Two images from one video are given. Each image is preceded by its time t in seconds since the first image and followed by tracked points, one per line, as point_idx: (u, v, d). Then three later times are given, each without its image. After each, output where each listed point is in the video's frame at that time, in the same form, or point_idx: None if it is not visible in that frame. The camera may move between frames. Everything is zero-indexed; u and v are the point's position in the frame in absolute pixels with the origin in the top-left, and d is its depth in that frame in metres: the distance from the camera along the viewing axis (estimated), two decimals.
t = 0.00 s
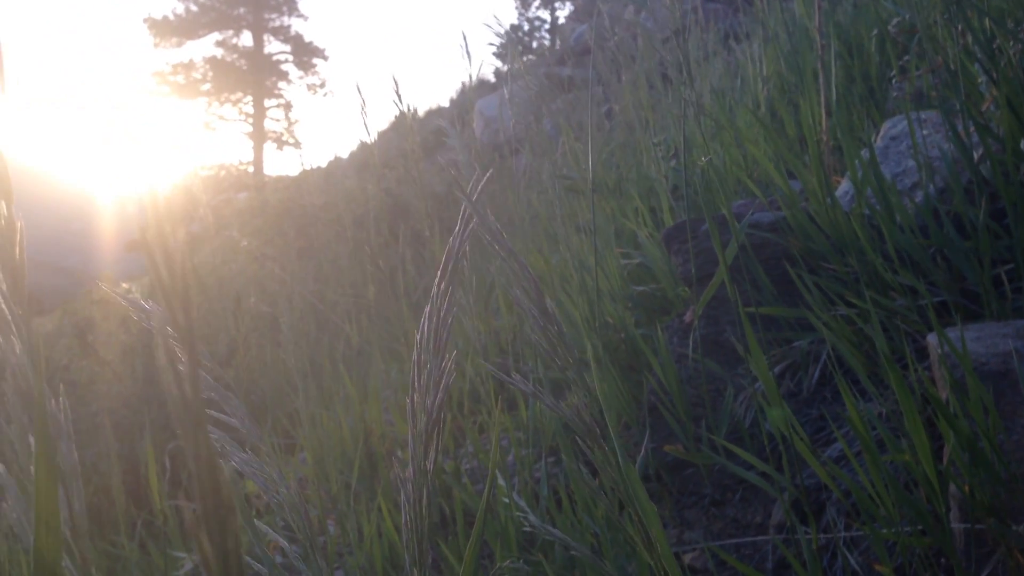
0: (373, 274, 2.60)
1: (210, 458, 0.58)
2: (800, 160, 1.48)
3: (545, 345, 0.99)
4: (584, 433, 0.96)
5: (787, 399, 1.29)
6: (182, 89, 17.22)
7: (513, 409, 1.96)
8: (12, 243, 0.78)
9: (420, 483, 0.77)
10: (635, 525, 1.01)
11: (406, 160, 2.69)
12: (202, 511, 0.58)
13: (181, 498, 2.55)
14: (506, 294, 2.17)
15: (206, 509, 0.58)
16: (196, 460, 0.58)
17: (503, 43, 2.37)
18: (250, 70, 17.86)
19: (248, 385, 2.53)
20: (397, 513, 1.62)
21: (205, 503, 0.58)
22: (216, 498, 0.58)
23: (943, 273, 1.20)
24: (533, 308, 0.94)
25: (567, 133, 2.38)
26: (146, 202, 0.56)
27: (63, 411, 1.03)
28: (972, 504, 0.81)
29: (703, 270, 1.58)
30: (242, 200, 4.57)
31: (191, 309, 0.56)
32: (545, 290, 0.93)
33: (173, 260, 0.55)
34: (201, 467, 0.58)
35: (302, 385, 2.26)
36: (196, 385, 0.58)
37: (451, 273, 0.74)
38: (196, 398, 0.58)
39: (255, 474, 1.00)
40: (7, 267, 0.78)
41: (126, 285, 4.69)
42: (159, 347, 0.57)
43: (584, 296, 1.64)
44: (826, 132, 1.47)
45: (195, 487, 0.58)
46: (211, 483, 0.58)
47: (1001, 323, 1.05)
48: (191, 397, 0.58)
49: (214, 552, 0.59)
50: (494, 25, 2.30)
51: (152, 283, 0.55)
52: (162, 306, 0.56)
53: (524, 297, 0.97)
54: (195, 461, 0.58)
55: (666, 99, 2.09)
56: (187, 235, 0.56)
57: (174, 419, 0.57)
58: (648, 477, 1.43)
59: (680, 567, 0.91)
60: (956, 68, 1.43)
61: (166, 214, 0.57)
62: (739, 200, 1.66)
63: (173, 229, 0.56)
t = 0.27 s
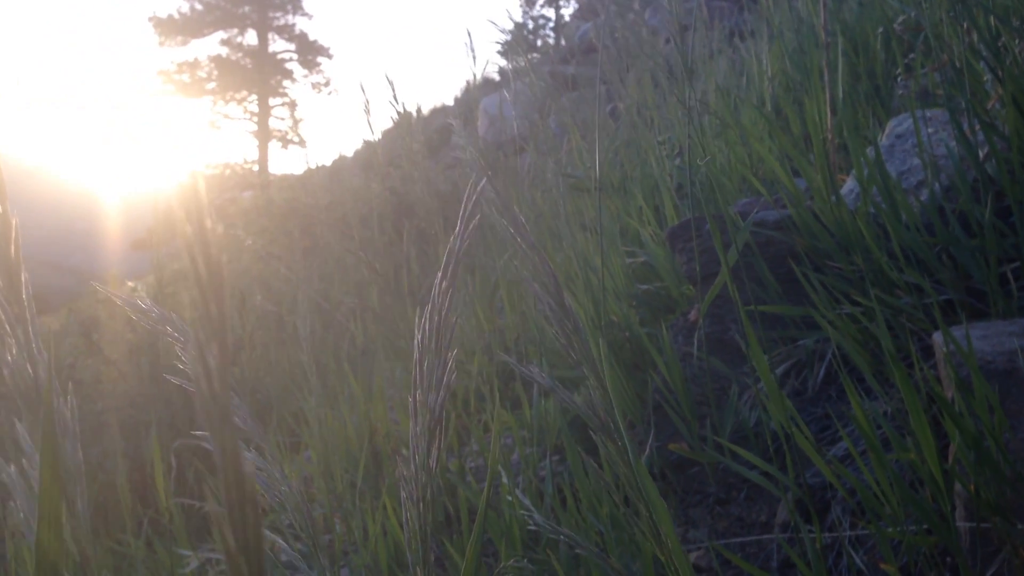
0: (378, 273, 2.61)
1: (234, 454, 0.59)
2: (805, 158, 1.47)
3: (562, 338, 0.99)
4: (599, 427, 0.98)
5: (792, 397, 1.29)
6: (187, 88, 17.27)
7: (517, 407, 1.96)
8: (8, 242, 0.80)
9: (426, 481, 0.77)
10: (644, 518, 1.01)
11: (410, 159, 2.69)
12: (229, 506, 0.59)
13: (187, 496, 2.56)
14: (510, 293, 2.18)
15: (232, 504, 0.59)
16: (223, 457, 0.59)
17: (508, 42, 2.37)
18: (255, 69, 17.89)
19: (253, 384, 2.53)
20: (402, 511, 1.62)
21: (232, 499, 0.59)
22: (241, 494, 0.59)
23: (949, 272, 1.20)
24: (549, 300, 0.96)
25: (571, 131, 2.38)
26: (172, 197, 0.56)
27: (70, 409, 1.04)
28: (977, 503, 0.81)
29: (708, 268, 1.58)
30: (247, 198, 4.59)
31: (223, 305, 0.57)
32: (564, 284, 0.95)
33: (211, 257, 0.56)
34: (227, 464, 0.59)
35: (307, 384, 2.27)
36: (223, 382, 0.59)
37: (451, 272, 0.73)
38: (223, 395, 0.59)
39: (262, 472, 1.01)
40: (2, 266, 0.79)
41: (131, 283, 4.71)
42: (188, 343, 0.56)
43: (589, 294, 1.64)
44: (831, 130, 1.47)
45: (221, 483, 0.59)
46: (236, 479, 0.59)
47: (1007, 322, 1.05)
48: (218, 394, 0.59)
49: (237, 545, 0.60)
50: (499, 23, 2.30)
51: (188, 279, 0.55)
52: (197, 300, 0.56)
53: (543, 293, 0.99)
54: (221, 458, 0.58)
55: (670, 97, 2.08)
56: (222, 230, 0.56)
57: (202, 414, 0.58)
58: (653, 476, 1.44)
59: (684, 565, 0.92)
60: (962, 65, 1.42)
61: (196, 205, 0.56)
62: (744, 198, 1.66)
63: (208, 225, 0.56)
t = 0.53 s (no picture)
0: (387, 270, 2.61)
1: (241, 454, 0.59)
2: (815, 155, 1.47)
3: (564, 340, 0.98)
4: (601, 428, 0.96)
5: (802, 395, 1.28)
6: (197, 87, 17.37)
7: (527, 404, 1.97)
8: (20, 237, 0.80)
9: (436, 478, 0.78)
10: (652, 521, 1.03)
11: (420, 157, 2.70)
12: (234, 504, 0.59)
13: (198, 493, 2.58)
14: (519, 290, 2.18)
15: (238, 502, 0.60)
16: (229, 454, 0.59)
17: (517, 39, 2.37)
18: (265, 68, 17.96)
19: (263, 381, 2.55)
20: (411, 509, 1.63)
21: (237, 497, 0.59)
22: (247, 492, 0.59)
23: (960, 269, 1.19)
24: (551, 302, 0.94)
25: (581, 129, 2.38)
26: (174, 199, 0.57)
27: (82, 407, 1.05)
28: (988, 501, 0.80)
29: (717, 266, 1.58)
30: (256, 196, 4.61)
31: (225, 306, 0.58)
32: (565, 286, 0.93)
33: (212, 256, 0.56)
34: (234, 462, 0.59)
35: (317, 382, 2.28)
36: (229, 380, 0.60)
37: (467, 271, 0.74)
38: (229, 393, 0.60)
39: (275, 468, 1.01)
40: (15, 262, 0.80)
41: (143, 281, 4.75)
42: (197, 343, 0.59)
43: (599, 292, 1.64)
44: (841, 128, 1.46)
45: (228, 480, 0.59)
46: (243, 477, 0.59)
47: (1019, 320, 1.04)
48: (224, 394, 0.60)
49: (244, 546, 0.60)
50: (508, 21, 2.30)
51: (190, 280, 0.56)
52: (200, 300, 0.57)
53: (544, 294, 0.97)
54: (227, 456, 0.59)
55: (680, 95, 2.08)
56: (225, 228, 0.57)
57: (209, 413, 0.59)
58: (663, 474, 1.44)
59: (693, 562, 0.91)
60: (973, 62, 1.41)
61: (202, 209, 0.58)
62: (754, 195, 1.65)
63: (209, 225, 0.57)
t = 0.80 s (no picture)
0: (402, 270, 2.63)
1: (250, 452, 0.60)
2: (831, 154, 1.46)
3: (575, 339, 0.99)
4: (612, 427, 0.98)
5: (818, 395, 1.28)
6: (214, 87, 17.52)
7: (541, 403, 1.97)
8: (53, 236, 0.75)
9: (451, 477, 0.78)
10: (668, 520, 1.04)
11: (435, 156, 2.71)
12: (243, 501, 0.60)
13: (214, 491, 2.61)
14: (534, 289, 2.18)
15: (248, 501, 0.60)
16: (238, 451, 0.60)
17: (532, 39, 2.37)
18: (281, 68, 18.08)
19: (279, 380, 2.57)
20: (426, 507, 1.64)
21: (246, 495, 0.60)
22: (256, 491, 0.60)
23: (978, 269, 1.18)
24: (559, 299, 0.95)
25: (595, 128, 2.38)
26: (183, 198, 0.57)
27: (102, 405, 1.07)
28: (1007, 502, 0.80)
29: (733, 265, 1.57)
30: (272, 195, 4.64)
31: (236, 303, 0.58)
32: (573, 284, 0.94)
33: (219, 250, 0.56)
34: (242, 460, 0.60)
35: (333, 381, 2.29)
36: (238, 378, 0.60)
37: (473, 268, 0.75)
38: (238, 391, 0.60)
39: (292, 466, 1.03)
40: (50, 262, 0.75)
41: (160, 280, 4.79)
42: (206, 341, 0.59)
43: (613, 291, 1.64)
44: (858, 126, 1.46)
45: (237, 479, 0.60)
46: (253, 476, 0.60)
47: None
48: (235, 392, 0.60)
49: (255, 541, 0.61)
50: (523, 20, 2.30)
51: (198, 272, 0.56)
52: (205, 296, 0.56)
53: (552, 291, 0.97)
54: (236, 452, 0.59)
55: (695, 93, 2.08)
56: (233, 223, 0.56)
57: (220, 410, 0.60)
58: (678, 473, 1.44)
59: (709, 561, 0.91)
60: (992, 60, 1.40)
61: (212, 203, 0.57)
62: (770, 194, 1.65)
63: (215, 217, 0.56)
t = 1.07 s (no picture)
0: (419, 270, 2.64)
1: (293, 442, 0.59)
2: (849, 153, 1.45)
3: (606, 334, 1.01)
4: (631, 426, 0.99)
5: (836, 395, 1.27)
6: (233, 89, 17.69)
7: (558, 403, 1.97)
8: (63, 239, 0.77)
9: (469, 476, 0.79)
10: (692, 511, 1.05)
11: (452, 156, 2.72)
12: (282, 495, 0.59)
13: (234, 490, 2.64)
14: (551, 289, 2.19)
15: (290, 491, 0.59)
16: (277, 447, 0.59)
17: (549, 39, 2.38)
18: (299, 69, 18.21)
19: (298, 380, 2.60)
20: (444, 507, 1.65)
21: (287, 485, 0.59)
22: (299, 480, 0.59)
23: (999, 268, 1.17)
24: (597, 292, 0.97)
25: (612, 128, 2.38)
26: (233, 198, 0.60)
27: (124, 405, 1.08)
28: None
29: (751, 265, 1.57)
30: (290, 195, 4.69)
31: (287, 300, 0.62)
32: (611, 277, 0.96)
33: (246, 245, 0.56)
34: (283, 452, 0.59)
35: (351, 380, 2.31)
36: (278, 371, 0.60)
37: (490, 268, 0.75)
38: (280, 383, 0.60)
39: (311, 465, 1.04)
40: (59, 264, 0.77)
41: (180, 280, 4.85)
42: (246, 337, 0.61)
43: (630, 291, 1.64)
44: (877, 125, 1.45)
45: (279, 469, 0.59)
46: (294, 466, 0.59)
47: None
48: (281, 384, 0.64)
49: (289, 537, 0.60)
50: (540, 20, 2.31)
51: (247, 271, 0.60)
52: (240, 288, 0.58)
53: (594, 285, 0.99)
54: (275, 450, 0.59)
55: (712, 93, 2.07)
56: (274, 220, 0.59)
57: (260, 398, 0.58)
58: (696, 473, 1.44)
59: (727, 562, 0.91)
60: (1013, 57, 1.39)
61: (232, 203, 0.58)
62: (788, 194, 1.64)
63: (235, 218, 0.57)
